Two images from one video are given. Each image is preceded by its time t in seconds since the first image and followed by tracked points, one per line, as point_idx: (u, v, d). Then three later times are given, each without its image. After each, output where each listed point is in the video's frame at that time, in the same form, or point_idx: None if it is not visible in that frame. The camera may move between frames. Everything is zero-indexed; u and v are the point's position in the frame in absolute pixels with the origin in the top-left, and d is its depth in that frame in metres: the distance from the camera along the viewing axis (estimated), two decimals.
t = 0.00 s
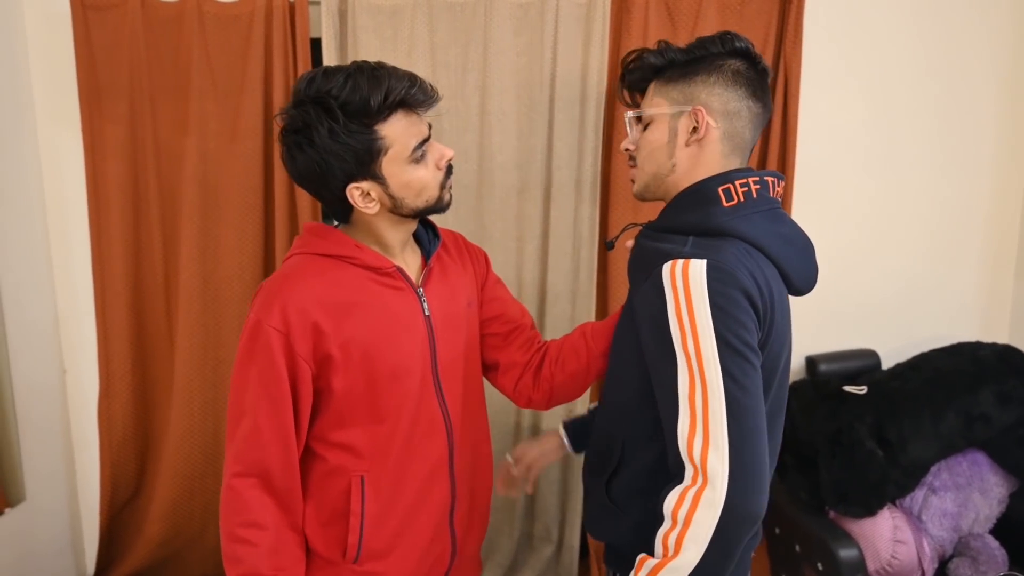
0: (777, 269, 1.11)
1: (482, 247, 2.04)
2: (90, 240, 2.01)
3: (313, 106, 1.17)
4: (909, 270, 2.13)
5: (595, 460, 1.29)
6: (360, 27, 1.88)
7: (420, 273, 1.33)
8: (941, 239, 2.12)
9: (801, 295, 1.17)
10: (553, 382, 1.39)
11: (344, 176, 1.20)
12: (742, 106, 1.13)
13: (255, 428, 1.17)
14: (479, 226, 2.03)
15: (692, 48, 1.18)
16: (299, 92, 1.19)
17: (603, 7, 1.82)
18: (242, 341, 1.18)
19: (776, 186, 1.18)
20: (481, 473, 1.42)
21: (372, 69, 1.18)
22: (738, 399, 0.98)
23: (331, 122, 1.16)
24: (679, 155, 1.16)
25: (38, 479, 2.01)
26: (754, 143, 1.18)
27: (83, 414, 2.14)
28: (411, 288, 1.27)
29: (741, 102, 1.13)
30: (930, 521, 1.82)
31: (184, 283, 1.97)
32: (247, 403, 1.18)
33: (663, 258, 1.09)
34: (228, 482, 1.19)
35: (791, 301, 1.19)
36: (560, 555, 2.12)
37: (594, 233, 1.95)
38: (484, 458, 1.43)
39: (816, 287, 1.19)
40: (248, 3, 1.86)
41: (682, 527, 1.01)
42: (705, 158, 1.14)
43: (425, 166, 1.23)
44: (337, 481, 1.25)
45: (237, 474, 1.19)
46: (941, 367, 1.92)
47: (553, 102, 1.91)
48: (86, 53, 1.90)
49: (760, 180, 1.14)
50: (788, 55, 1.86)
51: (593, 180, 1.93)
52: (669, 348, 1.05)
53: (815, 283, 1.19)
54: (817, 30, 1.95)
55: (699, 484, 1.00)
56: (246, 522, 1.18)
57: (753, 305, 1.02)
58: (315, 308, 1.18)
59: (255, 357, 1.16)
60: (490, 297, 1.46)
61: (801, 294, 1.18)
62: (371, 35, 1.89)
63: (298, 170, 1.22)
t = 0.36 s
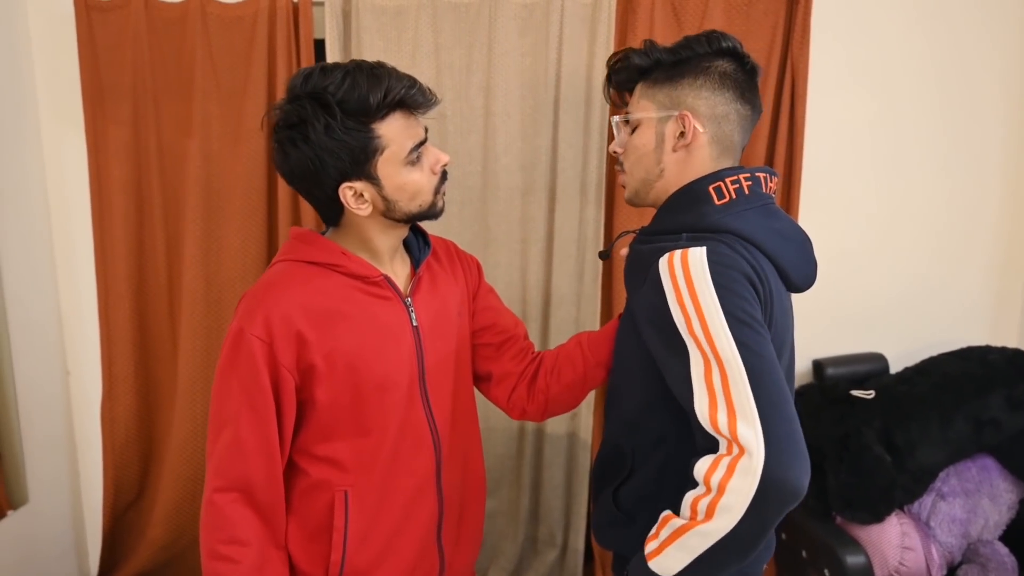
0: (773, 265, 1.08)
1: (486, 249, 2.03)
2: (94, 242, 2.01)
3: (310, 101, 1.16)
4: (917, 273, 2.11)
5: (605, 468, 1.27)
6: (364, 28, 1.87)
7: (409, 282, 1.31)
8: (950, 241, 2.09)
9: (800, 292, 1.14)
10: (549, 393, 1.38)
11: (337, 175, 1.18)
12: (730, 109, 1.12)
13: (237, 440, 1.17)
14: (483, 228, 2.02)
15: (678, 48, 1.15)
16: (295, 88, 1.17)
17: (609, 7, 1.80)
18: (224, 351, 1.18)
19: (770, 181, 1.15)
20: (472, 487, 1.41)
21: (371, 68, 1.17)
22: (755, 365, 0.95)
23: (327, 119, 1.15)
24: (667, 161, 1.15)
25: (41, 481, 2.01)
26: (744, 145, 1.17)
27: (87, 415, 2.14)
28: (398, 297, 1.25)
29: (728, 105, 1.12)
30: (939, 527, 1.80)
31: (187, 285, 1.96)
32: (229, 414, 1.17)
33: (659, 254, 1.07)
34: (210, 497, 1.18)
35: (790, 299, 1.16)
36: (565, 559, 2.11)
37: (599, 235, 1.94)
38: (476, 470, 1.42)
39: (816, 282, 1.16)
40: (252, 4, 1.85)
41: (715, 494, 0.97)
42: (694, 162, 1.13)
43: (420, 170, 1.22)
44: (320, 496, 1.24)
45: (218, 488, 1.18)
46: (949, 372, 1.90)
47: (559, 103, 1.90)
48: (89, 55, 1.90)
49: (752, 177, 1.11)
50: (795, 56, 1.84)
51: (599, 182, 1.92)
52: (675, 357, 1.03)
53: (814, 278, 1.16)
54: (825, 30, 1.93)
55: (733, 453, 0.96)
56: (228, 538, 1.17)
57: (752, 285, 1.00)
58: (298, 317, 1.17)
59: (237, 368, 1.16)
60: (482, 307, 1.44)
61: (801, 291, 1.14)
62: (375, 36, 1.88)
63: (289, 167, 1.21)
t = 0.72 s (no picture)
0: (785, 272, 1.07)
1: (492, 252, 2.02)
2: (100, 245, 2.01)
3: (310, 103, 1.16)
4: (925, 277, 2.09)
5: (610, 476, 1.28)
6: (369, 31, 1.87)
7: (415, 289, 1.31)
8: (958, 246, 2.08)
9: (813, 299, 1.13)
10: (561, 399, 1.37)
11: (338, 177, 1.18)
12: (738, 115, 1.12)
13: (244, 448, 1.17)
14: (489, 231, 2.02)
15: (667, 61, 1.13)
16: (296, 91, 1.17)
17: (615, 10, 1.80)
18: (229, 360, 1.18)
19: (782, 189, 1.15)
20: (481, 494, 1.41)
21: (373, 69, 1.17)
22: (747, 388, 0.94)
23: (327, 119, 1.15)
24: (686, 179, 1.13)
25: (47, 482, 2.02)
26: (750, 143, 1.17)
27: (93, 417, 2.15)
28: (402, 303, 1.25)
29: (736, 112, 1.11)
30: (946, 534, 1.79)
31: (192, 289, 1.96)
32: (235, 423, 1.17)
33: (670, 262, 1.06)
34: (220, 506, 1.18)
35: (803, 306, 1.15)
36: (570, 564, 2.10)
37: (605, 239, 1.94)
38: (484, 477, 1.42)
39: (829, 291, 1.15)
40: (258, 7, 1.85)
41: (699, 520, 0.99)
42: (711, 177, 1.12)
43: (422, 171, 1.21)
44: (328, 504, 1.24)
45: (229, 497, 1.18)
46: (956, 377, 1.89)
47: (565, 106, 1.90)
48: (96, 58, 1.91)
49: (765, 183, 1.10)
50: (802, 60, 1.82)
51: (605, 185, 1.92)
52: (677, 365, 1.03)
53: (829, 286, 1.14)
54: (832, 33, 1.92)
55: (716, 480, 0.97)
56: (237, 548, 1.17)
57: (762, 299, 0.99)
58: (301, 324, 1.17)
59: (241, 376, 1.16)
60: (491, 313, 1.44)
61: (814, 298, 1.14)
62: (380, 39, 1.88)
63: (291, 169, 1.21)
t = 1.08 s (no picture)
0: (804, 272, 1.06)
1: (497, 252, 2.02)
2: (105, 245, 2.01)
3: (323, 102, 1.15)
4: (934, 277, 2.08)
5: (620, 480, 1.28)
6: (375, 30, 1.87)
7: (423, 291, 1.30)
8: (968, 246, 2.06)
9: (830, 298, 1.11)
10: (569, 402, 1.37)
11: (347, 179, 1.17)
12: (746, 116, 1.11)
13: (248, 450, 1.17)
14: (494, 231, 2.01)
15: (669, 67, 1.11)
16: (309, 90, 1.16)
17: (621, 8, 1.78)
18: (234, 362, 1.18)
19: (794, 187, 1.14)
20: (487, 497, 1.40)
21: (387, 70, 1.15)
22: (783, 391, 0.93)
23: (339, 120, 1.14)
24: (701, 186, 1.12)
25: (53, 482, 2.02)
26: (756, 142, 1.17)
27: (100, 417, 2.15)
28: (410, 305, 1.24)
29: (744, 112, 1.11)
30: (955, 536, 1.77)
31: (197, 290, 1.96)
32: (239, 425, 1.17)
33: (685, 266, 1.05)
34: (223, 507, 1.18)
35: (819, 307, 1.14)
36: (576, 565, 2.09)
37: (610, 239, 1.93)
38: (490, 480, 1.41)
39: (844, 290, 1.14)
40: (263, 7, 1.85)
41: (741, 522, 0.97)
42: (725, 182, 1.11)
43: (432, 175, 1.20)
44: (332, 506, 1.24)
45: (231, 499, 1.18)
46: (966, 378, 1.88)
47: (570, 105, 1.89)
48: (101, 59, 1.90)
49: (778, 183, 1.10)
50: (810, 57, 1.81)
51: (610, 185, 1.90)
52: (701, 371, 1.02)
53: (844, 285, 1.13)
54: (840, 31, 1.90)
55: (761, 484, 0.95)
56: (239, 549, 1.17)
57: (785, 301, 0.98)
58: (307, 327, 1.17)
59: (246, 378, 1.16)
60: (500, 315, 1.43)
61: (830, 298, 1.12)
62: (386, 38, 1.87)
63: (301, 169, 1.20)
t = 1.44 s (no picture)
0: (803, 271, 1.06)
1: (500, 253, 2.02)
2: (108, 246, 2.01)
3: (321, 105, 1.15)
4: (938, 277, 2.07)
5: (621, 481, 1.27)
6: (378, 31, 1.87)
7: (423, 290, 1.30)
8: (973, 246, 2.05)
9: (830, 296, 1.11)
10: (569, 403, 1.36)
11: (345, 180, 1.17)
12: (747, 116, 1.11)
13: (248, 450, 1.16)
14: (497, 232, 2.01)
15: (670, 67, 1.11)
16: (308, 92, 1.16)
17: (624, 7, 1.78)
18: (235, 361, 1.18)
19: (794, 185, 1.13)
20: (489, 497, 1.40)
21: (385, 72, 1.15)
22: (779, 383, 0.92)
23: (336, 122, 1.14)
24: (703, 188, 1.12)
25: (56, 482, 2.03)
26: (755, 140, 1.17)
27: (103, 417, 2.15)
28: (410, 305, 1.24)
29: (745, 112, 1.11)
30: (960, 539, 1.75)
31: (201, 291, 1.97)
32: (240, 425, 1.17)
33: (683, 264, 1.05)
34: (224, 507, 1.18)
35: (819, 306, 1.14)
36: (579, 567, 2.09)
37: (614, 239, 1.92)
38: (492, 481, 1.41)
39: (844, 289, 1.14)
40: (266, 8, 1.85)
41: (738, 516, 0.96)
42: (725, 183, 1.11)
43: (430, 177, 1.20)
44: (333, 506, 1.24)
45: (232, 499, 1.18)
46: (972, 380, 1.87)
47: (573, 106, 1.88)
48: (105, 60, 1.91)
49: (778, 181, 1.09)
50: (814, 57, 1.80)
51: (613, 186, 1.90)
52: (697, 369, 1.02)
53: (844, 284, 1.13)
54: (844, 32, 1.89)
55: (757, 476, 0.94)
56: (240, 550, 1.17)
57: (782, 299, 0.98)
58: (307, 326, 1.17)
59: (246, 378, 1.16)
60: (501, 315, 1.42)
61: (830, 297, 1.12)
62: (389, 39, 1.88)
63: (300, 170, 1.20)
